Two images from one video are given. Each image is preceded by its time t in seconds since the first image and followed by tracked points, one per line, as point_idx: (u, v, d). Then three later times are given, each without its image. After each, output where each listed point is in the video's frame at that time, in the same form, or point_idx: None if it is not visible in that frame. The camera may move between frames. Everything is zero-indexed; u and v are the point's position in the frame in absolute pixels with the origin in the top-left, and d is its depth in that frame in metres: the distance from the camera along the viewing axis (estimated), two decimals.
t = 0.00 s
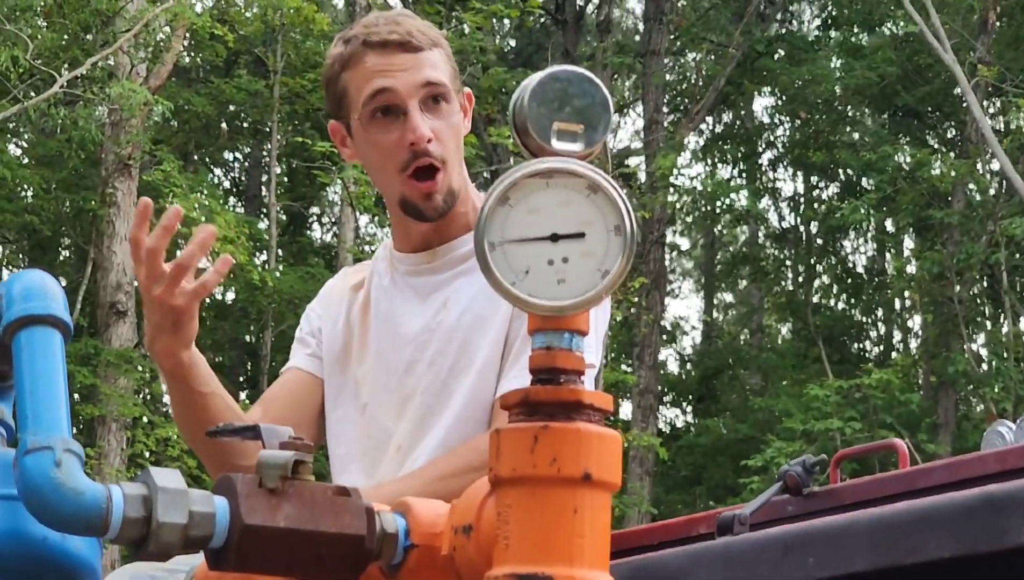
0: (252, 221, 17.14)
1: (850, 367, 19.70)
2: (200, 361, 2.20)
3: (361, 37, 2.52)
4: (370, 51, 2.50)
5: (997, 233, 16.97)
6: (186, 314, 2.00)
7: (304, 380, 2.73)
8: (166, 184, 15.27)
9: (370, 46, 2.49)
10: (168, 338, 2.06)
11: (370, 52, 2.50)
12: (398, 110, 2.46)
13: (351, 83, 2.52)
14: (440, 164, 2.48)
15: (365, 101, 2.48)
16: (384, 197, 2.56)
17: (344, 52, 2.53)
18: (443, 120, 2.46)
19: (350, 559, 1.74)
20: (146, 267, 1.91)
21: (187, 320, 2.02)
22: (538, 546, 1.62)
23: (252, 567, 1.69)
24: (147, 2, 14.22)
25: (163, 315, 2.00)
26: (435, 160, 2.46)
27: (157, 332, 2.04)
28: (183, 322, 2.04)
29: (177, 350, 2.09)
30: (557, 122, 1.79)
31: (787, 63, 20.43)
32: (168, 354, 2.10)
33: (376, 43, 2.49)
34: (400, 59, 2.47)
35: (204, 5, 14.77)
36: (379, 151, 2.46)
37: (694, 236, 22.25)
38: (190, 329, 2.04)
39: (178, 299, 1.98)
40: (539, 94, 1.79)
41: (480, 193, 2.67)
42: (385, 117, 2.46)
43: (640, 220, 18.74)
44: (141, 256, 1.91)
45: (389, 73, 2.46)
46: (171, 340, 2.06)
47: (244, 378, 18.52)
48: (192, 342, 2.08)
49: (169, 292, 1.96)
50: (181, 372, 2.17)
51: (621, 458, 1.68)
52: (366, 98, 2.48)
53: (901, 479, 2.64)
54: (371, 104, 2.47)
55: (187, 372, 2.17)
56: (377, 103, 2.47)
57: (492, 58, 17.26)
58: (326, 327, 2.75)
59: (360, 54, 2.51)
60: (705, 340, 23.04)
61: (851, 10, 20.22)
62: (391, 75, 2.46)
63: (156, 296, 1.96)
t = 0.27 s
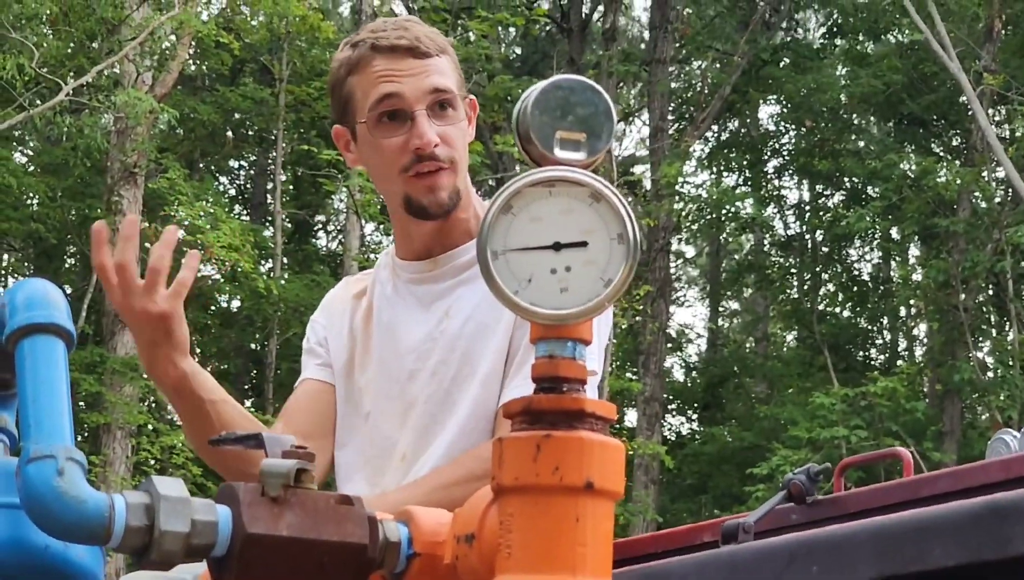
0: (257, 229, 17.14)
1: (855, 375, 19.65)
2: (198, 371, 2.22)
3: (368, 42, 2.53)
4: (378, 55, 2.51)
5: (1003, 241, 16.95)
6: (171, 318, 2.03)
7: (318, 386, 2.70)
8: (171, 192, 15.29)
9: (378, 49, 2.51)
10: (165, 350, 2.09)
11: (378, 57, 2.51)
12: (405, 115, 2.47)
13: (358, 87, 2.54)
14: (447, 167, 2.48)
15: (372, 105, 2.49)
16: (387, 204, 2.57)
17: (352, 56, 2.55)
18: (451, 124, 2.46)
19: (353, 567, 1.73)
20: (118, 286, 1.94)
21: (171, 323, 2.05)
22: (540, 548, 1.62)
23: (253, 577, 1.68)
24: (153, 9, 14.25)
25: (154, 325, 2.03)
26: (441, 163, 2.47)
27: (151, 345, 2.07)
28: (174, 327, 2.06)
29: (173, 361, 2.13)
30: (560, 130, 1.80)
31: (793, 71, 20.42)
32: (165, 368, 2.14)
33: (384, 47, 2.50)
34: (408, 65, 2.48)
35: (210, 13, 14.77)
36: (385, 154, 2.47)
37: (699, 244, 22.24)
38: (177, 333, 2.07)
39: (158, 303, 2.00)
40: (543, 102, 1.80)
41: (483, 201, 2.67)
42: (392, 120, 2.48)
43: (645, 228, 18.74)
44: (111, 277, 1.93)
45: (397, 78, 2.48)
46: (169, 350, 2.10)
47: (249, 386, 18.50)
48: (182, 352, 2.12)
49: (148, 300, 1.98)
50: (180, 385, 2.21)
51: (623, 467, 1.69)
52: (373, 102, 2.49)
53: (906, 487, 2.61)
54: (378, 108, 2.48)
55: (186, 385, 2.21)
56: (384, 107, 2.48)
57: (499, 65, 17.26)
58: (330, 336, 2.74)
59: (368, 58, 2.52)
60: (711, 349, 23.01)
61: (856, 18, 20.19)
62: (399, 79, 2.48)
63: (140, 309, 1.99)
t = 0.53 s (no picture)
0: (264, 237, 17.16)
1: (863, 384, 19.62)
2: (205, 402, 2.27)
3: (378, 53, 2.53)
4: (388, 67, 2.51)
5: (1011, 249, 16.93)
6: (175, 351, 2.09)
7: (323, 404, 2.72)
8: (179, 200, 15.32)
9: (389, 61, 2.51)
10: (171, 383, 2.16)
11: (388, 68, 2.51)
12: (414, 127, 2.47)
13: (367, 98, 2.54)
14: (456, 180, 2.48)
15: (382, 117, 2.49)
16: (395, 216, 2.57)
17: (362, 66, 2.55)
18: (460, 138, 2.45)
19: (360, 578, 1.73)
20: (122, 324, 2.00)
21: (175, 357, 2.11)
22: (544, 559, 1.62)
23: None
24: (161, 18, 14.28)
25: (156, 360, 2.09)
26: (451, 176, 2.46)
27: (157, 379, 2.14)
28: (180, 360, 2.12)
29: (181, 392, 2.19)
30: (567, 141, 1.80)
31: (800, 80, 20.42)
32: (171, 400, 2.20)
33: (395, 58, 2.50)
34: (419, 77, 2.48)
35: (218, 21, 14.81)
36: (394, 167, 2.47)
37: (707, 252, 22.24)
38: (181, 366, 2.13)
39: (162, 339, 2.06)
40: (549, 113, 1.80)
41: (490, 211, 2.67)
42: (402, 132, 2.47)
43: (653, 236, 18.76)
44: (114, 315, 1.98)
45: (407, 89, 2.47)
46: (174, 383, 2.16)
47: (256, 394, 18.53)
48: (188, 384, 2.18)
49: (152, 336, 2.04)
50: (188, 416, 2.26)
51: (629, 479, 1.68)
52: (383, 114, 2.49)
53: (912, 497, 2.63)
54: (388, 120, 2.48)
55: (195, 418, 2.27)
56: (394, 119, 2.48)
57: (507, 74, 17.29)
58: (337, 347, 2.75)
59: (378, 69, 2.52)
60: (718, 357, 22.99)
61: (865, 27, 20.17)
62: (409, 91, 2.47)
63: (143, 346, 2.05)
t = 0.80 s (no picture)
0: (275, 246, 17.20)
1: (874, 394, 19.56)
2: (216, 412, 2.28)
3: (390, 63, 2.55)
4: (400, 78, 2.53)
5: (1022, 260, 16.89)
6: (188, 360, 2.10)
7: (330, 414, 2.71)
8: (189, 209, 15.37)
9: (400, 72, 2.52)
10: (182, 391, 2.16)
11: (400, 79, 2.53)
12: (426, 137, 2.47)
13: (379, 108, 2.55)
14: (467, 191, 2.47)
15: (394, 126, 2.49)
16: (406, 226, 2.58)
17: (374, 76, 2.56)
18: (471, 149, 2.45)
19: None
20: (136, 332, 2.00)
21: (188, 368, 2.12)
22: (554, 569, 1.62)
23: None
24: (172, 27, 14.34)
25: (168, 368, 2.10)
26: (462, 186, 2.45)
27: (167, 387, 2.14)
28: (192, 371, 2.13)
29: (191, 402, 2.19)
30: (577, 153, 1.80)
31: (810, 89, 20.43)
32: (182, 408, 2.20)
33: (407, 70, 2.52)
34: (433, 88, 2.49)
35: (228, 30, 14.85)
36: (406, 177, 2.46)
37: (717, 262, 22.24)
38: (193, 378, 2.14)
39: (174, 347, 2.07)
40: (560, 126, 1.80)
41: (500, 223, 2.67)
42: (414, 142, 2.47)
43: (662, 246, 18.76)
44: (128, 322, 1.98)
45: (419, 100, 2.48)
46: (185, 392, 2.16)
47: (267, 404, 18.55)
48: (199, 394, 2.19)
49: (165, 344, 2.05)
50: (198, 425, 2.26)
51: (639, 488, 1.68)
52: (395, 124, 2.49)
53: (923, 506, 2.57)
54: (400, 130, 2.48)
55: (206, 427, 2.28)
56: (406, 129, 2.48)
57: (517, 84, 17.33)
58: (347, 356, 2.76)
59: (389, 80, 2.54)
60: (728, 367, 22.97)
61: (875, 37, 20.17)
62: (421, 102, 2.48)
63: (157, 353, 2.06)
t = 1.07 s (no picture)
0: (285, 255, 17.21)
1: (885, 405, 19.47)
2: (231, 428, 2.28)
3: (404, 73, 2.55)
4: (413, 87, 2.53)
5: None
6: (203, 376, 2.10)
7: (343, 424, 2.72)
8: (200, 217, 15.39)
9: (414, 81, 2.53)
10: (196, 407, 2.16)
11: (413, 88, 2.53)
12: (440, 147, 2.47)
13: (392, 118, 2.55)
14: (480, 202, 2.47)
15: (407, 136, 2.49)
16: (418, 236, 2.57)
17: (389, 85, 2.56)
18: (485, 158, 2.45)
19: None
20: (152, 347, 1.99)
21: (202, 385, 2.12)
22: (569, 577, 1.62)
23: None
24: (183, 36, 14.37)
25: (183, 385, 2.10)
26: (476, 196, 2.45)
27: (182, 404, 2.15)
28: (207, 388, 2.14)
29: (206, 418, 2.19)
30: (591, 163, 1.81)
31: (821, 99, 20.40)
32: (196, 424, 2.21)
33: (422, 79, 2.52)
34: (447, 98, 2.49)
35: (239, 40, 14.88)
36: (420, 187, 2.46)
37: (728, 272, 22.22)
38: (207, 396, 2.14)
39: (190, 365, 2.07)
40: (574, 135, 1.81)
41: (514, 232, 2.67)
42: (427, 152, 2.47)
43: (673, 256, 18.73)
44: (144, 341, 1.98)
45: (432, 109, 2.48)
46: (200, 408, 2.17)
47: (277, 413, 18.54)
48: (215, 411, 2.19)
49: (179, 362, 2.05)
50: (213, 441, 2.27)
51: (654, 498, 1.68)
52: (408, 133, 2.49)
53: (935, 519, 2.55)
54: (413, 140, 2.49)
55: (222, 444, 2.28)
56: (419, 138, 2.48)
57: (528, 93, 17.34)
58: (360, 366, 2.76)
59: (404, 88, 2.54)
60: (739, 377, 22.93)
61: (887, 47, 20.12)
62: (434, 112, 2.48)
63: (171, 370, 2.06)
